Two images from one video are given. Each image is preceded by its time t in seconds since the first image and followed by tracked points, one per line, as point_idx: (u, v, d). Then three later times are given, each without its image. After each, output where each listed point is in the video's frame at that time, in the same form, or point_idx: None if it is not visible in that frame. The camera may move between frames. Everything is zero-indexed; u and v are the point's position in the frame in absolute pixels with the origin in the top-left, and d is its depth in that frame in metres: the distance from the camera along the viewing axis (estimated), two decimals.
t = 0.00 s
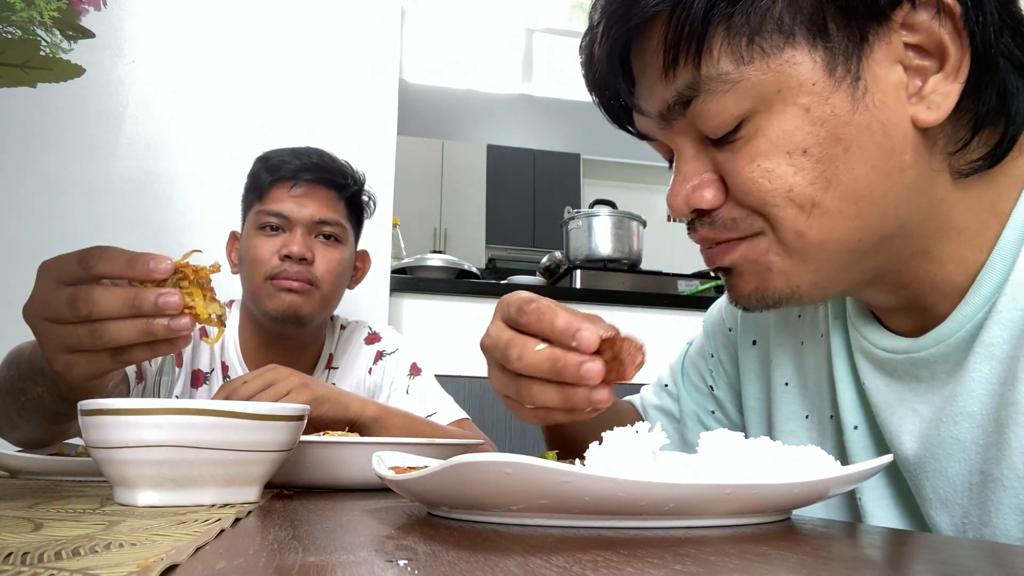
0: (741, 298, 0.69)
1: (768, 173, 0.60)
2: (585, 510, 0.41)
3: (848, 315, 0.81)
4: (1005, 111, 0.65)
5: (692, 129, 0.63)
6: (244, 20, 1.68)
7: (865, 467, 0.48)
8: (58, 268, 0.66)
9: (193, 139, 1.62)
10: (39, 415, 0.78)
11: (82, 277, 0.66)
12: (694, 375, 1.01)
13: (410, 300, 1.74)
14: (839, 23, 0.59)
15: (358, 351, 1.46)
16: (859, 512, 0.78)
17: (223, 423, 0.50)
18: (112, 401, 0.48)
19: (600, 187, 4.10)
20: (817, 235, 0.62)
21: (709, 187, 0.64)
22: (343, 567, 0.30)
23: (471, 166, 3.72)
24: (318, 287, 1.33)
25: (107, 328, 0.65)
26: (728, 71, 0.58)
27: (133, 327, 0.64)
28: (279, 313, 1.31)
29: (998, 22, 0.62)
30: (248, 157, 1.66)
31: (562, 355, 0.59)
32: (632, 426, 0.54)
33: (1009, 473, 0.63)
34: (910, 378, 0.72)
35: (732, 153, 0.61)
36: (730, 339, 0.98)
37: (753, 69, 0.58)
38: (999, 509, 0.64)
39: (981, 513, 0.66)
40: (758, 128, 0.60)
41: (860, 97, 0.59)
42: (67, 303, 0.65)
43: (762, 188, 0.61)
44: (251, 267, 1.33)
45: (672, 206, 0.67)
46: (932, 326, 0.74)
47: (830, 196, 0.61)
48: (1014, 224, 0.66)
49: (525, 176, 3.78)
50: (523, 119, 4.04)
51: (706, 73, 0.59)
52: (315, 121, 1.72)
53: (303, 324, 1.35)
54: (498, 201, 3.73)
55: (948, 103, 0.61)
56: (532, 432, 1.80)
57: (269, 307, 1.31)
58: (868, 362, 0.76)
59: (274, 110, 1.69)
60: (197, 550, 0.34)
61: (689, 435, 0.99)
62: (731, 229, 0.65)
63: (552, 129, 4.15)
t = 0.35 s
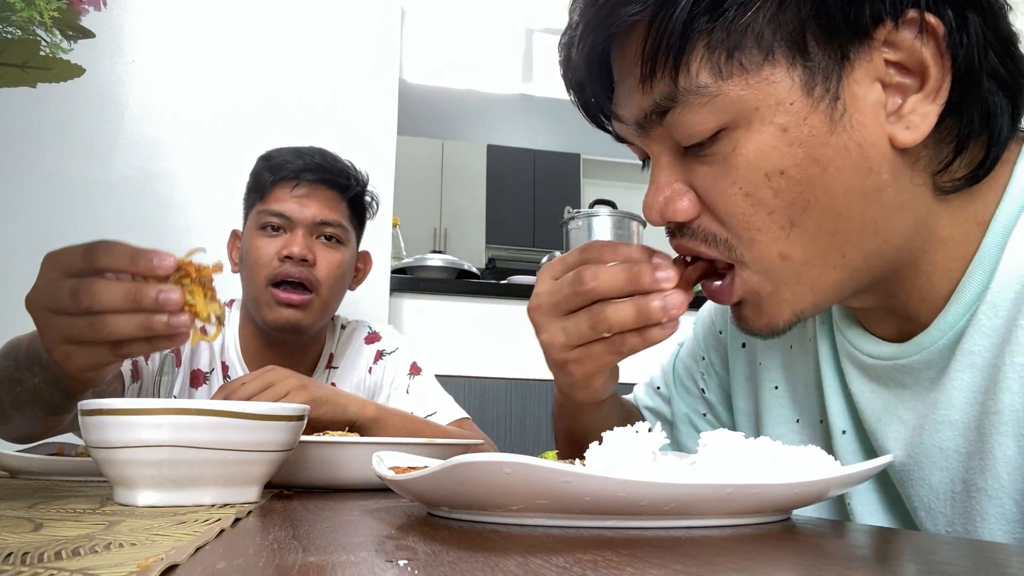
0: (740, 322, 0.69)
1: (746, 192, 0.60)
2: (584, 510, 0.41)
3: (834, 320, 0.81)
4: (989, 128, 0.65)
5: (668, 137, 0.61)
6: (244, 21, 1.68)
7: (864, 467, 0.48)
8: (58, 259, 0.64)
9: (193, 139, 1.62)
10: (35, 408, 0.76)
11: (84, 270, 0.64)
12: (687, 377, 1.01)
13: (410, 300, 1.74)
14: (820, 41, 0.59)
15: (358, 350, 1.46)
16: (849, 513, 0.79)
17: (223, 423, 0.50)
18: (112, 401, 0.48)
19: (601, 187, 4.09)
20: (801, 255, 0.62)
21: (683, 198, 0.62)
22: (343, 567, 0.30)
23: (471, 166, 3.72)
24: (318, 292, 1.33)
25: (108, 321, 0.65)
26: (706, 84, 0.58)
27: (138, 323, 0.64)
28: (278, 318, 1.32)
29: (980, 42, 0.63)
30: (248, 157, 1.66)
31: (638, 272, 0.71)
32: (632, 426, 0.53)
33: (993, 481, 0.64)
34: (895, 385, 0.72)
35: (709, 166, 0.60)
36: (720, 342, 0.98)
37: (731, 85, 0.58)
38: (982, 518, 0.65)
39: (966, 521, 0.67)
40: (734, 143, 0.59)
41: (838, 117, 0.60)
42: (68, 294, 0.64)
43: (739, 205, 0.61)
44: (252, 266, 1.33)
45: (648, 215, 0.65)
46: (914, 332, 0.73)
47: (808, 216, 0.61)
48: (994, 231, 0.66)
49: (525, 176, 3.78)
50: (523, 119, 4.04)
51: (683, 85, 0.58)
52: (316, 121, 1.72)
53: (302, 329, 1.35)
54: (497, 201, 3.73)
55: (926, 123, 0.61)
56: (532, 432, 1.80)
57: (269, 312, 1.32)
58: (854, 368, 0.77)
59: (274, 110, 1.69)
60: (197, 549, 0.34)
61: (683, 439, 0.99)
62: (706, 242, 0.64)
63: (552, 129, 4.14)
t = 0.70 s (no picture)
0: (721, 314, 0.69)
1: (744, 202, 0.60)
2: (585, 511, 0.41)
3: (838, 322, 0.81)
4: (989, 133, 0.65)
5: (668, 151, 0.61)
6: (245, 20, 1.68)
7: (865, 467, 0.48)
8: (63, 252, 0.66)
9: (193, 139, 1.62)
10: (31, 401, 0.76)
11: (87, 263, 0.66)
12: (687, 378, 1.01)
13: (410, 300, 1.74)
14: (817, 52, 0.58)
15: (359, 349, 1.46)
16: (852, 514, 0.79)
17: (223, 423, 0.50)
18: (112, 401, 0.48)
19: (600, 187, 4.09)
20: (794, 261, 0.62)
21: (686, 206, 0.62)
22: (343, 567, 0.30)
23: (471, 166, 3.72)
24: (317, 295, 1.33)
25: (108, 317, 0.65)
26: (704, 98, 0.57)
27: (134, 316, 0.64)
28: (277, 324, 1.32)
29: (980, 47, 0.62)
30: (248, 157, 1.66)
31: (545, 322, 0.64)
32: (632, 426, 0.54)
33: (996, 484, 0.64)
34: (899, 387, 0.72)
35: (708, 179, 0.60)
36: (723, 342, 0.96)
37: (730, 97, 0.57)
38: (986, 520, 0.65)
39: (968, 523, 0.67)
40: (734, 154, 0.59)
41: (837, 128, 0.59)
42: (69, 288, 0.65)
43: (737, 215, 0.60)
44: (250, 274, 1.33)
45: (650, 225, 0.65)
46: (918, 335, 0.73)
47: (804, 226, 0.61)
48: (1000, 232, 0.66)
49: (525, 176, 3.78)
50: (523, 119, 4.04)
51: (681, 99, 0.58)
52: (316, 121, 1.72)
53: (303, 333, 1.35)
54: (497, 201, 3.73)
55: (925, 132, 0.61)
56: (532, 432, 1.80)
57: (270, 315, 1.32)
58: (858, 370, 0.76)
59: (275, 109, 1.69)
60: (197, 550, 0.34)
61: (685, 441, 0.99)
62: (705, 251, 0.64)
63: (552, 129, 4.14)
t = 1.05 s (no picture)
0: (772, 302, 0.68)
1: (793, 180, 0.60)
2: (586, 510, 0.41)
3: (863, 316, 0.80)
4: None
5: (711, 127, 0.62)
6: (244, 21, 1.68)
7: (864, 466, 0.48)
8: (57, 245, 0.66)
9: (193, 139, 1.62)
10: (25, 397, 0.75)
11: (82, 255, 0.65)
12: (704, 367, 1.00)
13: (410, 300, 1.74)
14: (868, 28, 0.58)
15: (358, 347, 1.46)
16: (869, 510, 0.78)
17: (223, 423, 0.50)
18: (111, 401, 0.48)
19: (600, 187, 4.10)
20: (845, 243, 0.62)
21: (728, 189, 0.63)
22: (343, 567, 0.30)
23: (471, 166, 3.72)
24: (320, 294, 1.34)
25: (109, 309, 0.65)
26: (754, 72, 0.58)
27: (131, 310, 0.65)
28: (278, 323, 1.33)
29: None
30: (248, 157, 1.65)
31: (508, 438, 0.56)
32: (632, 426, 0.54)
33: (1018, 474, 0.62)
34: (925, 381, 0.72)
35: (752, 155, 0.61)
36: (741, 334, 0.98)
37: (782, 72, 0.58)
38: (1006, 510, 0.63)
39: (990, 514, 0.65)
40: (782, 130, 0.59)
41: (886, 105, 0.59)
42: (67, 280, 0.65)
43: (786, 193, 0.61)
44: (250, 274, 1.33)
45: (690, 205, 0.66)
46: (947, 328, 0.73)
47: (853, 204, 0.61)
48: None
49: (525, 176, 3.78)
50: (522, 119, 4.04)
51: (731, 73, 0.58)
52: (316, 121, 1.72)
53: (305, 332, 1.36)
54: (497, 200, 3.73)
55: (971, 111, 0.60)
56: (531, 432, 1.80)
57: (270, 314, 1.32)
58: (882, 364, 0.76)
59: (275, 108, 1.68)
60: (197, 550, 0.34)
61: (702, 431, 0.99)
62: (752, 233, 0.64)
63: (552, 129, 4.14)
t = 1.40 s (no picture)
0: (796, 278, 0.67)
1: (858, 149, 0.59)
2: (586, 510, 0.41)
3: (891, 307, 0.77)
4: None
5: (775, 100, 0.60)
6: (244, 22, 1.68)
7: (865, 466, 0.48)
8: (71, 228, 0.64)
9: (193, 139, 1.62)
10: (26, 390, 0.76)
11: (97, 235, 0.64)
12: (721, 362, 1.00)
13: (410, 300, 1.74)
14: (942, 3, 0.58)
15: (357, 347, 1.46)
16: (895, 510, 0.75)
17: (224, 423, 0.50)
18: (111, 401, 0.48)
19: (600, 188, 4.10)
20: (900, 219, 0.60)
21: (785, 161, 0.61)
22: (343, 567, 0.30)
23: (471, 166, 3.72)
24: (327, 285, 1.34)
25: (127, 288, 0.66)
26: (829, 41, 0.57)
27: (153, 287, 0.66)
28: (280, 308, 1.31)
29: None
30: (248, 158, 1.66)
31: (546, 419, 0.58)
32: (632, 426, 0.54)
33: None
34: (957, 372, 0.68)
35: (815, 127, 0.59)
36: (760, 328, 0.97)
37: (854, 42, 0.57)
38: None
39: None
40: (850, 101, 0.58)
41: (955, 80, 0.58)
42: (87, 264, 0.63)
43: (849, 162, 0.59)
44: (258, 254, 1.32)
45: (743, 177, 0.64)
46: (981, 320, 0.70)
47: (916, 176, 0.59)
48: None
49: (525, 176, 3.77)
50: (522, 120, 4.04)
51: (805, 41, 0.57)
52: (316, 121, 1.72)
53: (306, 322, 1.35)
54: (497, 200, 3.73)
55: None
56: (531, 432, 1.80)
57: (272, 299, 1.31)
58: (911, 357, 0.73)
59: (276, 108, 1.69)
60: (197, 550, 0.34)
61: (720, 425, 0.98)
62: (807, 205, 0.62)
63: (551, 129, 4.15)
